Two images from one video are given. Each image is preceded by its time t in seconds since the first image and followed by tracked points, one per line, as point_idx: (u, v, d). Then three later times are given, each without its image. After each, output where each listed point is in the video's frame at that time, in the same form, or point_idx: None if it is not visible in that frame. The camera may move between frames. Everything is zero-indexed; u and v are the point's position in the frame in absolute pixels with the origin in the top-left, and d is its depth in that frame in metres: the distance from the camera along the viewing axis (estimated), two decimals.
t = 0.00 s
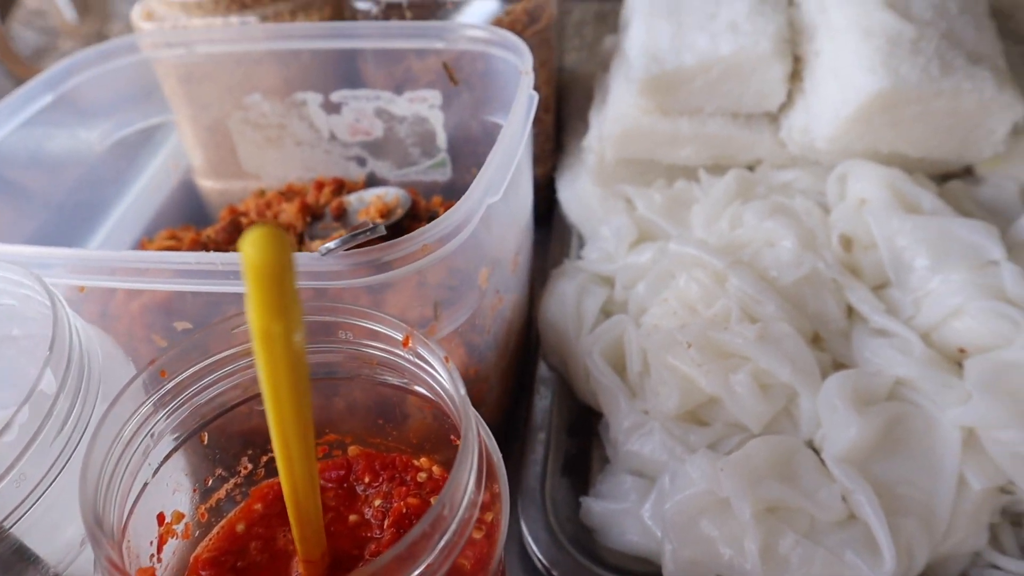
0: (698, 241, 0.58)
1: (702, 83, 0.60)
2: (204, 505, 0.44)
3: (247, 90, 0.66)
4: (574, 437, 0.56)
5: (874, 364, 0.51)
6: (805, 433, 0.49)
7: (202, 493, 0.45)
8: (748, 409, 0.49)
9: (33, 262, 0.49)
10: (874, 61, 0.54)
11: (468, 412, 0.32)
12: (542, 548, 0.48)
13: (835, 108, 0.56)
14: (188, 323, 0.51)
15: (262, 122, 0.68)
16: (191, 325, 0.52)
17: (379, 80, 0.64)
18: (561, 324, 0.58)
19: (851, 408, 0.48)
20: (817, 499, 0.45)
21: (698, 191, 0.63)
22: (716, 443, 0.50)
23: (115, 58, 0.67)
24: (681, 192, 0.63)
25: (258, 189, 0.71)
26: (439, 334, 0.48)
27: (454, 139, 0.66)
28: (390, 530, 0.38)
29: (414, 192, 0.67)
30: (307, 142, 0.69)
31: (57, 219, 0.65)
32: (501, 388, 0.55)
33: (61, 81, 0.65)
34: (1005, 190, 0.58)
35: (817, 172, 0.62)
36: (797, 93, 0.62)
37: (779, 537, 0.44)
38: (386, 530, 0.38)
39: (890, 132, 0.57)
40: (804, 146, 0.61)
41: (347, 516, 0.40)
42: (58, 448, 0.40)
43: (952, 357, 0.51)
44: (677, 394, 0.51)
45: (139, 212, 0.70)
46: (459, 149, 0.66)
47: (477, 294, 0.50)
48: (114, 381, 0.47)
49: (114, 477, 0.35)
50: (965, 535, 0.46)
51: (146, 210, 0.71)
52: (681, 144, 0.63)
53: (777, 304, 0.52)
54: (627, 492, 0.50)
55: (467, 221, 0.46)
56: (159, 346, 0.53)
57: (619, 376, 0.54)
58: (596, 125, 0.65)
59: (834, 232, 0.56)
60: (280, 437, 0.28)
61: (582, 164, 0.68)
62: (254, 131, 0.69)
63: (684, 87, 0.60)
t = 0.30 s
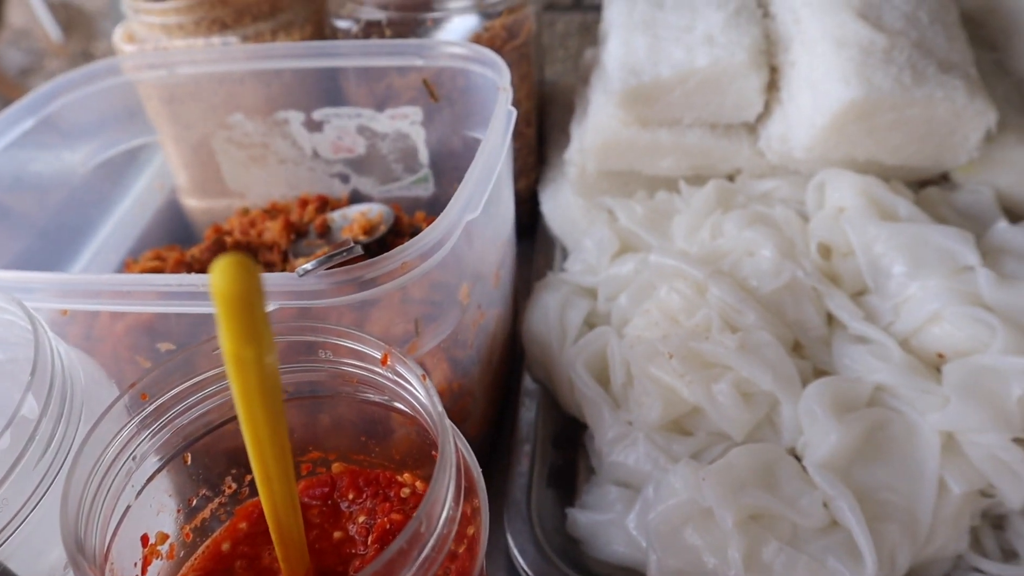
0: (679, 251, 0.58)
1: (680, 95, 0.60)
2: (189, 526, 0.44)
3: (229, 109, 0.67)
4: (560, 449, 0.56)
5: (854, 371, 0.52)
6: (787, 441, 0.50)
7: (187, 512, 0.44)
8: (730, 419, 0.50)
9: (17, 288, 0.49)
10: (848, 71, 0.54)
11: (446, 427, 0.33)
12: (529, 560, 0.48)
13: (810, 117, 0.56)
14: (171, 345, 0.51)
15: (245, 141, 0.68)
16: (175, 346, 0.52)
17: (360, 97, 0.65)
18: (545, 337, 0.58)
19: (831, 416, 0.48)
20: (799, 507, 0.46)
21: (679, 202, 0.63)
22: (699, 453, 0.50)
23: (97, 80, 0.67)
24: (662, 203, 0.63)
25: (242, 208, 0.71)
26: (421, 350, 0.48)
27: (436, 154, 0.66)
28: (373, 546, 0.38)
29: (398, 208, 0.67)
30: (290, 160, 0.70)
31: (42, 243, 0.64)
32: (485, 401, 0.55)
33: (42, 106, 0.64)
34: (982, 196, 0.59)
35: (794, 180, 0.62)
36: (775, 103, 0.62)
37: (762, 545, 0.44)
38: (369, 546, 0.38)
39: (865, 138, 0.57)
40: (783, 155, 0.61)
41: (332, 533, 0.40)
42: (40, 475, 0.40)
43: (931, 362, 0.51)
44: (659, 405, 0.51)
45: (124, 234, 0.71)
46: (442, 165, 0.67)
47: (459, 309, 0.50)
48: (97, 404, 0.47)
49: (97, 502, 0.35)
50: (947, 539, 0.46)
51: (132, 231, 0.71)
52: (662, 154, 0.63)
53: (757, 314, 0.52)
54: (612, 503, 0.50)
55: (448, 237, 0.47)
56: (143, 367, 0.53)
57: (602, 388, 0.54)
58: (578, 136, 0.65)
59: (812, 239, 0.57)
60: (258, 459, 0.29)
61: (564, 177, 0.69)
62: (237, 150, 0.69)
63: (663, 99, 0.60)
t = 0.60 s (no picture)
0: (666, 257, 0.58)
1: (664, 102, 0.60)
2: (180, 539, 0.44)
3: (217, 123, 0.67)
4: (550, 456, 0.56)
5: (841, 374, 0.52)
6: (776, 445, 0.50)
7: (178, 526, 0.44)
8: (719, 424, 0.50)
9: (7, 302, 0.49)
10: (830, 77, 0.54)
11: (433, 437, 0.33)
12: (521, 567, 0.49)
13: (794, 122, 0.57)
14: (160, 358, 0.52)
15: (233, 153, 0.69)
16: (164, 360, 0.52)
17: (348, 109, 0.65)
18: (534, 345, 0.58)
19: (818, 420, 0.48)
20: (787, 511, 0.46)
21: (666, 208, 0.63)
22: (688, 458, 0.51)
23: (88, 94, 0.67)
24: (650, 210, 0.64)
25: (232, 220, 0.71)
26: (409, 360, 0.48)
27: (424, 164, 0.67)
28: (364, 557, 0.38)
29: (387, 218, 0.68)
30: (279, 172, 0.70)
31: (32, 257, 0.63)
32: (475, 410, 0.55)
33: (31, 120, 0.64)
34: (965, 198, 0.60)
35: (781, 186, 0.62)
36: (759, 108, 0.62)
37: (751, 549, 0.45)
38: (360, 557, 0.38)
39: (848, 142, 0.57)
40: (768, 161, 0.61)
41: (322, 544, 0.40)
42: (30, 490, 0.39)
43: (917, 364, 0.52)
44: (648, 411, 0.51)
45: (115, 247, 0.70)
46: (429, 174, 0.67)
47: (446, 319, 0.50)
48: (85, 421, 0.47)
49: (85, 518, 0.34)
50: (935, 540, 0.47)
51: (122, 244, 0.70)
52: (648, 161, 0.64)
53: (743, 318, 0.53)
54: (603, 509, 0.51)
55: (434, 247, 0.47)
56: (133, 381, 0.53)
57: (592, 395, 0.55)
58: (564, 145, 0.65)
59: (798, 244, 0.57)
60: (245, 475, 0.29)
61: (552, 185, 0.69)
62: (226, 162, 0.69)
63: (648, 106, 0.61)
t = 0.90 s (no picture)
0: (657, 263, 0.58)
1: (653, 107, 0.61)
2: (172, 548, 0.43)
3: (210, 132, 0.67)
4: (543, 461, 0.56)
5: (831, 378, 0.52)
6: (766, 449, 0.50)
7: (169, 535, 0.44)
8: (709, 428, 0.50)
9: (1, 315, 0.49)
10: (818, 81, 0.54)
11: (418, 444, 0.33)
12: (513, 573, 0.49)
13: (782, 126, 0.57)
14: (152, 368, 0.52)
15: (226, 163, 0.69)
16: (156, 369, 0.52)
17: (340, 117, 0.66)
18: (525, 351, 0.58)
19: (808, 423, 0.48)
20: (777, 515, 0.46)
21: (656, 213, 0.63)
22: (680, 462, 0.51)
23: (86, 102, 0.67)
24: (640, 215, 0.64)
25: (225, 229, 0.71)
26: (399, 368, 0.48)
27: (415, 172, 0.67)
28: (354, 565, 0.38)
29: (379, 226, 0.68)
30: (271, 180, 0.70)
31: (24, 268, 0.63)
32: (468, 416, 0.55)
33: (25, 130, 0.65)
34: (954, 201, 0.60)
35: (772, 190, 0.62)
36: (748, 113, 0.62)
37: (741, 552, 0.45)
38: (351, 565, 0.38)
39: (837, 147, 0.57)
40: (757, 165, 0.61)
41: (314, 552, 0.40)
42: (19, 503, 0.39)
43: (906, 367, 0.52)
44: (638, 416, 0.51)
45: (109, 255, 0.70)
46: (420, 182, 0.67)
47: (437, 327, 0.50)
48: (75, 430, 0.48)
49: (74, 530, 0.34)
50: (926, 542, 0.47)
51: (116, 253, 0.71)
52: (638, 167, 0.64)
53: (733, 323, 0.53)
54: (595, 514, 0.51)
55: (423, 255, 0.47)
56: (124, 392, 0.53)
57: (583, 401, 0.55)
58: (555, 152, 0.66)
59: (788, 248, 0.57)
60: (230, 487, 0.29)
61: (544, 191, 0.69)
62: (218, 171, 0.69)
63: (637, 112, 0.61)
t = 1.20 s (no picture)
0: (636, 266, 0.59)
1: (633, 112, 0.61)
2: (142, 548, 0.44)
3: (194, 135, 0.68)
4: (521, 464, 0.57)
5: (806, 381, 0.52)
6: (741, 453, 0.50)
7: (140, 535, 0.44)
8: (684, 431, 0.50)
9: None
10: (795, 86, 0.55)
11: (379, 443, 0.33)
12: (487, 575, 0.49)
13: (761, 131, 0.57)
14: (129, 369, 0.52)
15: (210, 166, 0.69)
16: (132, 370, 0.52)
17: (323, 120, 0.66)
18: (504, 354, 0.59)
19: (781, 427, 0.49)
20: (749, 518, 0.46)
21: (637, 217, 0.63)
22: (655, 465, 0.51)
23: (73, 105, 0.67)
24: (621, 219, 0.64)
25: (209, 232, 0.72)
26: (372, 370, 0.49)
27: (397, 176, 0.67)
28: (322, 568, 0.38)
29: (361, 229, 0.68)
30: (255, 183, 0.70)
31: (10, 271, 0.62)
32: (446, 418, 0.55)
33: (14, 131, 0.64)
34: (932, 206, 0.60)
35: (751, 194, 0.62)
36: (728, 117, 0.62)
37: (713, 555, 0.45)
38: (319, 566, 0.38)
39: (815, 152, 0.57)
40: (736, 169, 0.61)
41: (284, 553, 0.41)
42: None
43: (881, 371, 0.52)
44: (613, 419, 0.51)
45: (95, 257, 0.70)
46: (403, 185, 0.68)
47: (411, 330, 0.50)
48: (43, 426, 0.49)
49: (36, 532, 0.34)
50: (898, 545, 0.47)
51: (102, 255, 0.71)
52: (618, 171, 0.64)
53: (709, 326, 0.53)
54: (570, 516, 0.51)
55: (395, 258, 0.47)
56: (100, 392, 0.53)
57: (560, 404, 0.55)
58: (537, 156, 0.66)
59: (765, 252, 0.57)
60: (188, 490, 0.29)
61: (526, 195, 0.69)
62: (202, 174, 0.70)
63: (617, 116, 0.61)
